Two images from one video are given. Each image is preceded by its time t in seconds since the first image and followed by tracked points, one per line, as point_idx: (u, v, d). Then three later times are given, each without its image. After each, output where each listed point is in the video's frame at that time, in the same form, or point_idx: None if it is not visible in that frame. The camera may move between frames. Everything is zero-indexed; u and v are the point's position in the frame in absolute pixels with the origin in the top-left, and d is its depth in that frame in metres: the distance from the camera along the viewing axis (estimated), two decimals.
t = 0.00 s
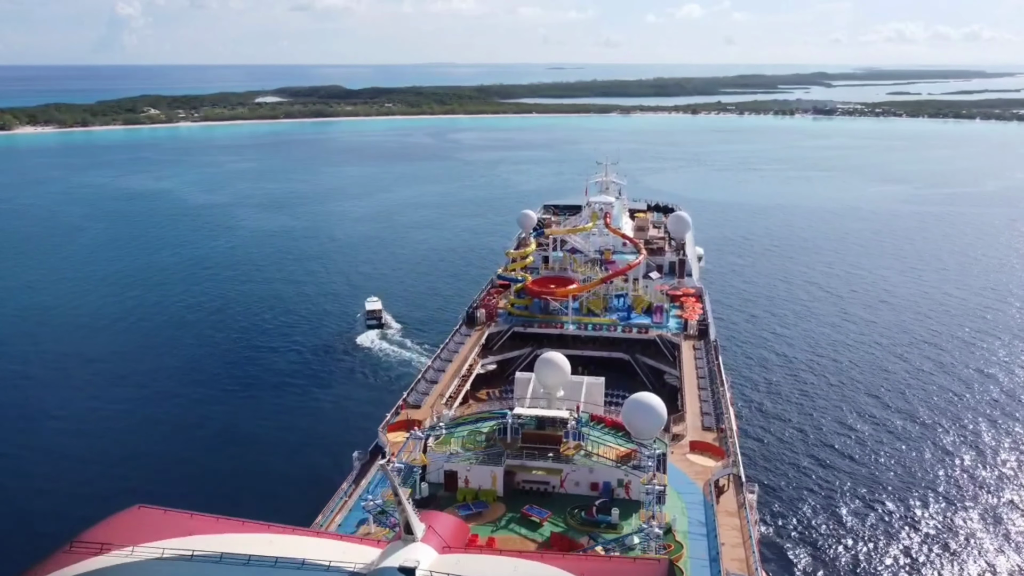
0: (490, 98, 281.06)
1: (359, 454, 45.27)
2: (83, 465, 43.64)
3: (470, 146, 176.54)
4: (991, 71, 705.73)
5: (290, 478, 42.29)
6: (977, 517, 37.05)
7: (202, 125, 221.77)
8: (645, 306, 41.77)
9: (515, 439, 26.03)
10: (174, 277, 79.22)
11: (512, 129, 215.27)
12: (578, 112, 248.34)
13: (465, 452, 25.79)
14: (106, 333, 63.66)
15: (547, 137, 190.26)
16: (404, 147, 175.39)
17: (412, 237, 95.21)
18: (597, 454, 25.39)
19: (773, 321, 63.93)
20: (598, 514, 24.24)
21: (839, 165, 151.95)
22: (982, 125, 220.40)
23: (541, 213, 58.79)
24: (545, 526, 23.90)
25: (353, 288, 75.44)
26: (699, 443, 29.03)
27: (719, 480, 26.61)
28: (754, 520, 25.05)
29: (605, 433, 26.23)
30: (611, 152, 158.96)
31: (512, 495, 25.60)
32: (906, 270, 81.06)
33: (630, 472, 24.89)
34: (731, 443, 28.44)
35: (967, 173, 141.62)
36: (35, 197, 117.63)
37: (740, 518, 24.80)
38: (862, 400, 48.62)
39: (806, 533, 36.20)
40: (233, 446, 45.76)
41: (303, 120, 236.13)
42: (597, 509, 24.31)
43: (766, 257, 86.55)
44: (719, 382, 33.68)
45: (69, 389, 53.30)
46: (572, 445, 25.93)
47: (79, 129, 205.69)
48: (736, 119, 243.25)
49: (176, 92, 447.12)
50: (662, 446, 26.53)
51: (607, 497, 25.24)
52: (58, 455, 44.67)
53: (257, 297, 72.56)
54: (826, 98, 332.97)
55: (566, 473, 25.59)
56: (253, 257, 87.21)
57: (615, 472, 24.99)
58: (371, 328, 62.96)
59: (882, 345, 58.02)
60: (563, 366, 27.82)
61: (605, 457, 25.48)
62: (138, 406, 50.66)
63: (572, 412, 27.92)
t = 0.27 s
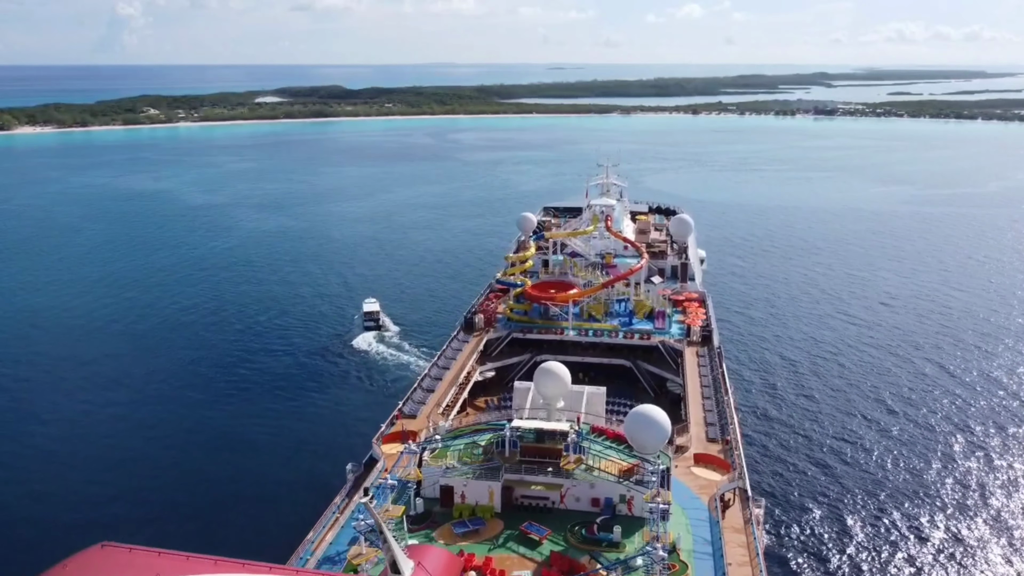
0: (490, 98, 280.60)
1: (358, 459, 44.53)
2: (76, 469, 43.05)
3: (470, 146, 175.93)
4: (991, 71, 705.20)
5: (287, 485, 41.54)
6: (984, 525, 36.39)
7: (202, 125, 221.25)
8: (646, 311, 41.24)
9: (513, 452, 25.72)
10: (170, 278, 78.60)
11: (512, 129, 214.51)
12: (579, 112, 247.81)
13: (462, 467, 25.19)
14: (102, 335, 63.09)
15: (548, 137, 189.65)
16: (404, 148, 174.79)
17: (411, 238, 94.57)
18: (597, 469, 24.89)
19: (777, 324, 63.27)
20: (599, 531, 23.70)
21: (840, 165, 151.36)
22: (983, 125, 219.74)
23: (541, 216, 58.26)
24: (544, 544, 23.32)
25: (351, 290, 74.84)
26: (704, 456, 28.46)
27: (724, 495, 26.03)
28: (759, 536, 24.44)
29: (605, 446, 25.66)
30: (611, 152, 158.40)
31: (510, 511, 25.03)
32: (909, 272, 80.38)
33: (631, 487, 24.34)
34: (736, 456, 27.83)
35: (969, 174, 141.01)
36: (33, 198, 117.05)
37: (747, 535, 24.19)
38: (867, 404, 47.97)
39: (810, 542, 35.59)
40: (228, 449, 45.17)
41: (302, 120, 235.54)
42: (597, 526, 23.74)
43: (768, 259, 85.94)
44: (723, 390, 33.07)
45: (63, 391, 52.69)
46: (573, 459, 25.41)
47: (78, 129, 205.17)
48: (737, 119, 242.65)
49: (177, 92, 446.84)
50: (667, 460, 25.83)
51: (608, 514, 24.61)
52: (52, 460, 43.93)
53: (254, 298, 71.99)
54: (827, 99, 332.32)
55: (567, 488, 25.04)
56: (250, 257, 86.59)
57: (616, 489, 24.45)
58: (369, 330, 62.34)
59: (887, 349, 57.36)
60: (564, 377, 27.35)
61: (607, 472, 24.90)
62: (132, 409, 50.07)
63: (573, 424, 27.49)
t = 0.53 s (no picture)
0: (490, 98, 280.18)
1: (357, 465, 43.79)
2: (69, 474, 42.47)
3: (470, 146, 175.31)
4: (992, 71, 704.41)
5: (285, 491, 40.84)
6: (991, 534, 35.69)
7: (201, 125, 220.75)
8: (648, 317, 40.72)
9: (512, 467, 24.88)
10: (167, 280, 78.02)
11: (513, 129, 213.96)
12: (579, 112, 247.27)
13: (458, 482, 24.56)
14: (97, 337, 62.50)
15: (548, 137, 189.12)
16: (404, 148, 174.19)
17: (410, 239, 93.95)
18: (599, 485, 24.26)
19: (781, 327, 62.53)
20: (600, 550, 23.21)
21: (842, 166, 150.70)
22: (985, 125, 219.05)
23: (541, 218, 57.75)
24: (544, 563, 22.69)
25: (349, 291, 74.25)
26: (709, 468, 27.85)
27: (729, 510, 25.45)
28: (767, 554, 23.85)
29: (607, 459, 25.02)
30: (612, 153, 157.86)
31: (508, 528, 24.41)
32: (912, 274, 79.73)
33: (635, 504, 23.75)
34: (742, 469, 27.26)
35: (971, 174, 140.44)
36: (31, 199, 116.54)
37: (754, 552, 23.68)
38: (872, 410, 47.23)
39: (815, 552, 34.91)
40: (223, 454, 44.58)
41: (302, 120, 235.02)
42: (600, 545, 23.21)
43: (770, 260, 85.30)
44: (728, 399, 32.50)
45: (57, 394, 52.12)
46: (573, 474, 24.80)
47: (77, 129, 204.68)
48: (738, 119, 242.11)
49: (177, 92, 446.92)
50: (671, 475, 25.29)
51: (610, 531, 24.06)
52: (46, 466, 43.25)
53: (252, 300, 71.42)
54: (828, 99, 331.77)
55: (567, 503, 24.37)
56: (248, 259, 85.98)
57: (620, 506, 23.85)
58: (366, 332, 61.77)
59: (892, 352, 56.63)
60: (564, 388, 26.37)
61: (609, 489, 24.24)
62: (127, 412, 49.48)
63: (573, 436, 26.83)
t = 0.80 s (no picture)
0: (490, 98, 279.69)
1: (355, 471, 43.11)
2: (62, 479, 41.95)
3: (470, 147, 174.73)
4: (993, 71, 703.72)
5: (282, 498, 40.15)
6: (1002, 543, 34.95)
7: (201, 125, 220.31)
8: (650, 323, 40.22)
9: (509, 483, 24.63)
10: (164, 282, 77.50)
11: (513, 129, 213.44)
12: (579, 112, 246.74)
13: (453, 499, 24.02)
14: (92, 340, 61.96)
15: (548, 137, 188.65)
16: (404, 148, 173.68)
17: (409, 239, 93.39)
18: (600, 502, 23.66)
19: (785, 329, 61.81)
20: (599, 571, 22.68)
21: (843, 166, 150.07)
22: (987, 126, 218.24)
23: (541, 221, 57.18)
24: None
25: (347, 293, 73.71)
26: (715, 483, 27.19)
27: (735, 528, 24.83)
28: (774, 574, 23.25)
29: (608, 476, 24.54)
30: (612, 153, 157.33)
31: (507, 546, 23.69)
32: (916, 276, 79.11)
33: (637, 522, 23.08)
34: (748, 485, 26.64)
35: (973, 175, 139.79)
36: (29, 200, 116.09)
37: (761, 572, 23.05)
38: (879, 415, 46.50)
39: (822, 561, 34.19)
40: (219, 458, 44.05)
41: (302, 119, 234.56)
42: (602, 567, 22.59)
43: (771, 262, 84.71)
44: (733, 410, 31.88)
45: (51, 398, 51.55)
46: (572, 491, 24.27)
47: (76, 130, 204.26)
48: (738, 119, 241.56)
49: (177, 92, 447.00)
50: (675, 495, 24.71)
51: (612, 551, 23.39)
52: (39, 473, 42.55)
53: (249, 302, 70.91)
54: (829, 99, 331.11)
55: (567, 522, 23.72)
56: (246, 260, 85.47)
57: (621, 524, 23.21)
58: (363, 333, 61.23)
59: (899, 356, 55.88)
60: (565, 401, 25.87)
61: (611, 507, 23.63)
62: (122, 416, 48.94)
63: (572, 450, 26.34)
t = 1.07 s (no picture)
0: (491, 98, 279.20)
1: (352, 478, 42.41)
2: (53, 484, 41.32)
3: (470, 147, 174.03)
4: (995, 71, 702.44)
5: (277, 503, 39.54)
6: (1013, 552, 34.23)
7: (201, 125, 219.83)
8: (652, 329, 39.71)
9: (507, 500, 23.80)
10: (161, 283, 76.86)
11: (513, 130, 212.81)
12: (580, 112, 246.07)
13: (448, 518, 23.31)
14: (87, 342, 61.34)
15: (549, 138, 188.11)
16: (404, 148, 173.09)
17: (408, 241, 92.74)
18: (601, 521, 23.06)
19: (789, 333, 61.11)
20: None
21: (845, 167, 149.34)
22: (988, 126, 217.34)
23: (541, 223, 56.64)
24: None
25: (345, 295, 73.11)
26: (721, 498, 26.60)
27: (742, 545, 24.24)
28: None
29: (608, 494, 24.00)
30: (613, 154, 156.74)
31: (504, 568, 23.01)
32: (919, 278, 78.41)
33: (640, 542, 22.52)
34: (755, 500, 26.07)
35: (975, 175, 139.04)
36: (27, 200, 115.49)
37: None
38: (885, 420, 45.82)
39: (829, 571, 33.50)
40: (213, 463, 43.39)
41: (301, 120, 234.12)
42: None
43: (773, 263, 84.02)
44: (738, 421, 31.29)
45: (44, 401, 50.92)
46: (571, 508, 23.59)
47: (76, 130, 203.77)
48: (739, 120, 240.94)
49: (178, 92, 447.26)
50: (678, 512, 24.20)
51: (613, 571, 22.77)
52: (31, 477, 41.94)
53: (246, 304, 70.30)
54: (830, 99, 330.20)
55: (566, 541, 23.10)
56: (243, 261, 84.82)
57: (623, 543, 22.61)
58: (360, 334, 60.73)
59: (904, 359, 55.24)
60: (563, 414, 25.31)
61: (612, 526, 23.03)
62: (116, 420, 48.31)
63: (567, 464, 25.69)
